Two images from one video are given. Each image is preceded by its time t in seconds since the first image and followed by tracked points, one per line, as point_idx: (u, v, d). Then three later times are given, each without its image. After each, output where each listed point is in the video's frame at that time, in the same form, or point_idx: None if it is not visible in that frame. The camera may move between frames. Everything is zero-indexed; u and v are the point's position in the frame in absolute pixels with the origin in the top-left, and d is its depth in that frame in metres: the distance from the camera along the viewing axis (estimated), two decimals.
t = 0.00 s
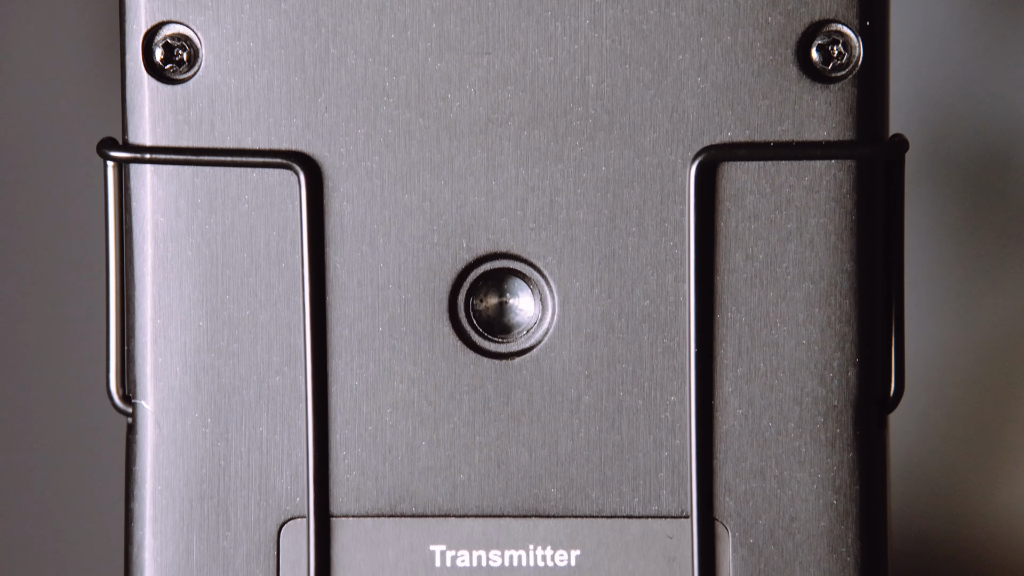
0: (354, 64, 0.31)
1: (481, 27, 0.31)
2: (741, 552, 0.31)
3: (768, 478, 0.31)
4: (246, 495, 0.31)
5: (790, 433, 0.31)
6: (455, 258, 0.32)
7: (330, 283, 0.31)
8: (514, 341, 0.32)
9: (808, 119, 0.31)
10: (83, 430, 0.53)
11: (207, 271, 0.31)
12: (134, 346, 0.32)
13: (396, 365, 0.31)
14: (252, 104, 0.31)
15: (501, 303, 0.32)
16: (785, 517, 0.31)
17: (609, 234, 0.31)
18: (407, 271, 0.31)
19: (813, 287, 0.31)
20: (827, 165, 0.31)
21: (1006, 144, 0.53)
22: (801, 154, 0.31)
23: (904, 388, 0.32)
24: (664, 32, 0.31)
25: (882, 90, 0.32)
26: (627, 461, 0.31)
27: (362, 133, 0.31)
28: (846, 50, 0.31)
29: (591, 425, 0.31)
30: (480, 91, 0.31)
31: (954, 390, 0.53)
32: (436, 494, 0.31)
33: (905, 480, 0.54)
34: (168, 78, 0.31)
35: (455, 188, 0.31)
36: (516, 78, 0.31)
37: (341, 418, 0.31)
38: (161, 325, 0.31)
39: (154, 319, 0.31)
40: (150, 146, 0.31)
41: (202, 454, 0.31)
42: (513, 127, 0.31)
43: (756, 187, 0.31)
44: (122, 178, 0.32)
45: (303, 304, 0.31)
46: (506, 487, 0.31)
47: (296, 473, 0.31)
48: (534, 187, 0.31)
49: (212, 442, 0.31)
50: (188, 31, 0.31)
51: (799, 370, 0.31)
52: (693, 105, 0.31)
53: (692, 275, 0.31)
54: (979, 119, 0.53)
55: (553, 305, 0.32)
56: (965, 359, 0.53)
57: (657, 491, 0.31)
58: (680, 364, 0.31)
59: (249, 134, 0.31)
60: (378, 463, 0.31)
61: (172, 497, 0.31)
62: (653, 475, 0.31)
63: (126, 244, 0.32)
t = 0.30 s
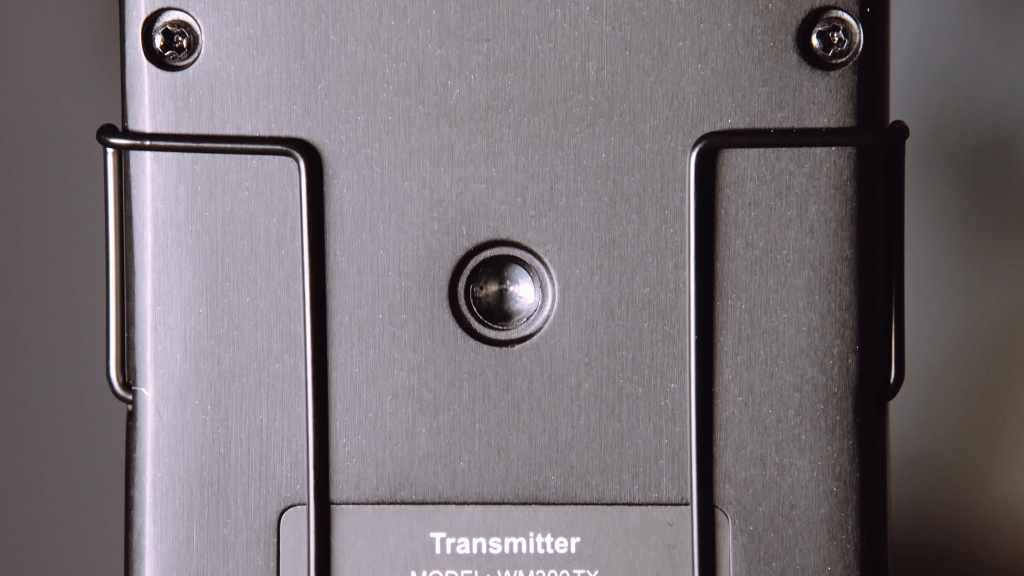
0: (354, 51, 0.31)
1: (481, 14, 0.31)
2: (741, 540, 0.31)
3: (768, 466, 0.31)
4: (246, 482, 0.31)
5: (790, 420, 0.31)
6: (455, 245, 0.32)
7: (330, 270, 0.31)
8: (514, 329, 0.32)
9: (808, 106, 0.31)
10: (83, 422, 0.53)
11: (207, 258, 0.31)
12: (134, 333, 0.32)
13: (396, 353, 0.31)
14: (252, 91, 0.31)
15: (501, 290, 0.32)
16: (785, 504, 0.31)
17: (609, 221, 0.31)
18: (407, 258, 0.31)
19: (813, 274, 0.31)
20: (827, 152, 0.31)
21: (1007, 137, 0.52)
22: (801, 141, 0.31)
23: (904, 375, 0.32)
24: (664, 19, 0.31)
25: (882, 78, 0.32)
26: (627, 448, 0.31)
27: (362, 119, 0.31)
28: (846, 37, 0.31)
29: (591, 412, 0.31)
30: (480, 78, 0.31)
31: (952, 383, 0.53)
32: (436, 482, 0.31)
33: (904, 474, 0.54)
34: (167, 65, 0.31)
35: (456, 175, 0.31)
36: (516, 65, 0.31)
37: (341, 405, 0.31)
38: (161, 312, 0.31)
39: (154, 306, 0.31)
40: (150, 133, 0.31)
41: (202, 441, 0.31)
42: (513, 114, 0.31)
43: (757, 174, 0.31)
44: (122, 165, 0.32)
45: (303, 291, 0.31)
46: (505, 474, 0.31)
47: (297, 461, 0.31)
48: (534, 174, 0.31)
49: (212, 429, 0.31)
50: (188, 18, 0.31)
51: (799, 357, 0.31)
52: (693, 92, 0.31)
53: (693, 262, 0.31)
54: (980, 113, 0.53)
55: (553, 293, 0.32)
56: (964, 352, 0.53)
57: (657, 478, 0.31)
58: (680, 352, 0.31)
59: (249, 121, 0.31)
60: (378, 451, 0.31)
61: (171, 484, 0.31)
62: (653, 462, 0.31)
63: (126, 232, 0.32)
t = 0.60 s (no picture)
0: (354, 38, 0.31)
1: (481, 1, 0.31)
2: (741, 527, 0.31)
3: (768, 453, 0.31)
4: (246, 469, 0.31)
5: (790, 408, 0.31)
6: (455, 232, 0.32)
7: (330, 257, 0.31)
8: (514, 316, 0.32)
9: (808, 92, 0.31)
10: (83, 413, 0.53)
11: (207, 245, 0.31)
12: (134, 320, 0.32)
13: (396, 340, 0.31)
14: (252, 78, 0.31)
15: (501, 278, 0.32)
16: (785, 491, 0.31)
17: (609, 209, 0.31)
18: (407, 246, 0.31)
19: (813, 262, 0.31)
20: (827, 139, 0.31)
21: (1008, 131, 0.52)
22: (801, 128, 0.31)
23: (904, 362, 0.32)
24: (664, 6, 0.31)
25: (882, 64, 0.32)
26: (627, 435, 0.31)
27: (362, 107, 0.31)
28: (846, 24, 0.31)
29: (591, 400, 0.31)
30: (480, 65, 0.31)
31: (952, 377, 0.53)
32: (436, 469, 0.31)
33: (904, 464, 0.54)
34: (167, 52, 0.31)
35: (456, 162, 0.31)
36: (516, 52, 0.31)
37: (341, 393, 0.31)
38: (161, 299, 0.31)
39: (154, 293, 0.31)
40: (149, 119, 0.31)
41: (202, 428, 0.31)
42: (513, 101, 0.31)
43: (757, 161, 0.31)
44: (122, 153, 0.32)
45: (303, 279, 0.31)
46: (506, 461, 0.31)
47: (297, 448, 0.31)
48: (534, 161, 0.31)
49: (212, 416, 0.31)
50: (188, 5, 0.31)
51: (799, 345, 0.31)
52: (693, 79, 0.31)
53: (693, 250, 0.31)
54: (982, 107, 0.52)
55: (553, 280, 0.32)
56: (963, 346, 0.53)
57: (657, 465, 0.31)
58: (680, 339, 0.31)
59: (249, 108, 0.31)
60: (378, 438, 0.31)
61: (171, 471, 0.31)
62: (653, 450, 0.31)
63: (126, 218, 0.32)
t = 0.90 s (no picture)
0: (354, 28, 0.31)
1: None
2: (740, 516, 0.31)
3: (768, 443, 0.31)
4: (246, 459, 0.31)
5: (790, 397, 0.31)
6: (455, 222, 0.32)
7: (330, 247, 0.31)
8: (513, 306, 0.32)
9: (808, 82, 0.31)
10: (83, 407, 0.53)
11: (207, 235, 0.31)
12: (134, 310, 0.32)
13: (396, 330, 0.31)
14: (252, 68, 0.31)
15: (501, 268, 0.32)
16: (785, 481, 0.31)
17: (609, 199, 0.31)
18: (407, 236, 0.31)
19: (813, 251, 0.31)
20: (827, 129, 0.31)
21: (1006, 126, 0.52)
22: (801, 118, 0.31)
23: (904, 352, 0.32)
24: None
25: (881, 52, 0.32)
26: (627, 425, 0.31)
27: (362, 96, 0.31)
28: (847, 14, 0.31)
29: (591, 389, 0.31)
30: (480, 54, 0.31)
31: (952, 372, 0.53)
32: (436, 459, 0.31)
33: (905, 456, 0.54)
34: (166, 42, 0.31)
35: (456, 152, 0.31)
36: (516, 42, 0.31)
37: (341, 382, 0.31)
38: (161, 289, 0.31)
39: (154, 283, 0.31)
40: (149, 109, 0.31)
41: (202, 418, 0.31)
42: (513, 91, 0.31)
43: (757, 150, 0.31)
44: (122, 142, 0.32)
45: (303, 268, 0.31)
46: (506, 451, 0.31)
47: (297, 438, 0.31)
48: (534, 151, 0.31)
49: (212, 405, 0.31)
50: None
51: (799, 335, 0.31)
52: (694, 68, 0.31)
53: (693, 239, 0.31)
54: (981, 101, 0.53)
55: (553, 270, 0.32)
56: (963, 340, 0.53)
57: (657, 455, 0.31)
58: (681, 329, 0.31)
59: (249, 98, 0.31)
60: (378, 428, 0.31)
61: (172, 461, 0.31)
62: (653, 439, 0.31)
63: (126, 208, 0.32)
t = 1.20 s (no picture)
0: (354, 15, 0.31)
1: None
2: (741, 504, 0.31)
3: (768, 430, 0.31)
4: (246, 447, 0.31)
5: (790, 384, 0.31)
6: (455, 210, 0.32)
7: (330, 235, 0.31)
8: (513, 293, 0.32)
9: (808, 69, 0.31)
10: (83, 398, 0.53)
11: (207, 222, 0.31)
12: (134, 297, 0.32)
13: (396, 317, 0.31)
14: (252, 55, 0.31)
15: (501, 255, 0.32)
16: (785, 468, 0.31)
17: (609, 186, 0.31)
18: (407, 223, 0.31)
19: (813, 239, 0.31)
20: (827, 116, 0.31)
21: (1007, 118, 0.52)
22: (802, 105, 0.31)
23: (904, 340, 0.32)
24: None
25: (882, 40, 0.32)
26: (627, 412, 0.31)
27: (362, 83, 0.31)
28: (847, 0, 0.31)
29: (591, 377, 0.31)
30: (480, 42, 0.31)
31: (949, 364, 0.53)
32: (436, 447, 0.31)
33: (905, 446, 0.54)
34: (165, 29, 0.31)
35: (456, 139, 0.31)
36: (516, 29, 0.31)
37: (341, 370, 0.31)
38: (161, 276, 0.31)
39: (154, 270, 0.31)
40: (149, 96, 0.31)
41: (202, 405, 0.31)
42: (513, 78, 0.31)
43: (756, 138, 0.31)
44: (122, 130, 0.32)
45: (303, 256, 0.31)
46: (505, 439, 0.31)
47: (297, 425, 0.31)
48: (534, 138, 0.31)
49: (212, 393, 0.31)
50: None
51: (799, 322, 0.31)
52: (694, 56, 0.31)
53: (693, 226, 0.31)
54: (981, 92, 0.52)
55: (553, 257, 0.32)
56: (962, 330, 0.53)
57: (657, 442, 0.31)
58: (681, 316, 0.31)
59: (248, 85, 0.31)
60: (378, 415, 0.31)
61: (172, 448, 0.31)
62: (653, 427, 0.31)
63: (126, 196, 0.32)
